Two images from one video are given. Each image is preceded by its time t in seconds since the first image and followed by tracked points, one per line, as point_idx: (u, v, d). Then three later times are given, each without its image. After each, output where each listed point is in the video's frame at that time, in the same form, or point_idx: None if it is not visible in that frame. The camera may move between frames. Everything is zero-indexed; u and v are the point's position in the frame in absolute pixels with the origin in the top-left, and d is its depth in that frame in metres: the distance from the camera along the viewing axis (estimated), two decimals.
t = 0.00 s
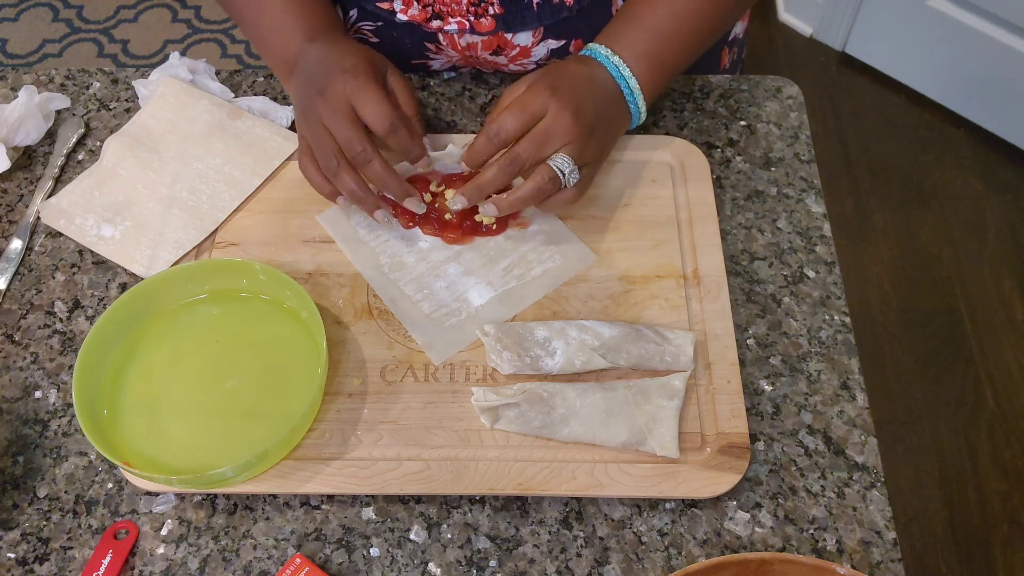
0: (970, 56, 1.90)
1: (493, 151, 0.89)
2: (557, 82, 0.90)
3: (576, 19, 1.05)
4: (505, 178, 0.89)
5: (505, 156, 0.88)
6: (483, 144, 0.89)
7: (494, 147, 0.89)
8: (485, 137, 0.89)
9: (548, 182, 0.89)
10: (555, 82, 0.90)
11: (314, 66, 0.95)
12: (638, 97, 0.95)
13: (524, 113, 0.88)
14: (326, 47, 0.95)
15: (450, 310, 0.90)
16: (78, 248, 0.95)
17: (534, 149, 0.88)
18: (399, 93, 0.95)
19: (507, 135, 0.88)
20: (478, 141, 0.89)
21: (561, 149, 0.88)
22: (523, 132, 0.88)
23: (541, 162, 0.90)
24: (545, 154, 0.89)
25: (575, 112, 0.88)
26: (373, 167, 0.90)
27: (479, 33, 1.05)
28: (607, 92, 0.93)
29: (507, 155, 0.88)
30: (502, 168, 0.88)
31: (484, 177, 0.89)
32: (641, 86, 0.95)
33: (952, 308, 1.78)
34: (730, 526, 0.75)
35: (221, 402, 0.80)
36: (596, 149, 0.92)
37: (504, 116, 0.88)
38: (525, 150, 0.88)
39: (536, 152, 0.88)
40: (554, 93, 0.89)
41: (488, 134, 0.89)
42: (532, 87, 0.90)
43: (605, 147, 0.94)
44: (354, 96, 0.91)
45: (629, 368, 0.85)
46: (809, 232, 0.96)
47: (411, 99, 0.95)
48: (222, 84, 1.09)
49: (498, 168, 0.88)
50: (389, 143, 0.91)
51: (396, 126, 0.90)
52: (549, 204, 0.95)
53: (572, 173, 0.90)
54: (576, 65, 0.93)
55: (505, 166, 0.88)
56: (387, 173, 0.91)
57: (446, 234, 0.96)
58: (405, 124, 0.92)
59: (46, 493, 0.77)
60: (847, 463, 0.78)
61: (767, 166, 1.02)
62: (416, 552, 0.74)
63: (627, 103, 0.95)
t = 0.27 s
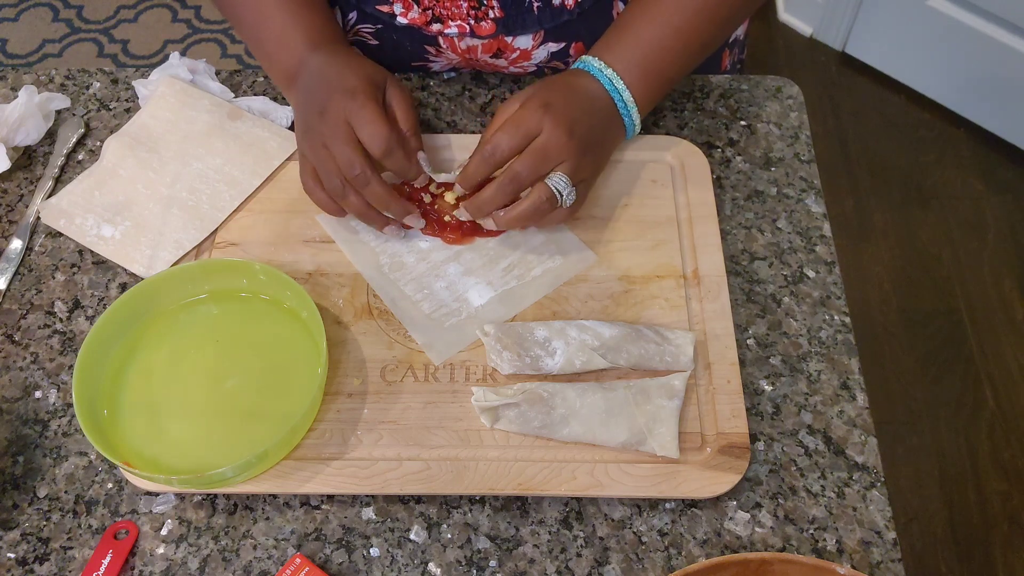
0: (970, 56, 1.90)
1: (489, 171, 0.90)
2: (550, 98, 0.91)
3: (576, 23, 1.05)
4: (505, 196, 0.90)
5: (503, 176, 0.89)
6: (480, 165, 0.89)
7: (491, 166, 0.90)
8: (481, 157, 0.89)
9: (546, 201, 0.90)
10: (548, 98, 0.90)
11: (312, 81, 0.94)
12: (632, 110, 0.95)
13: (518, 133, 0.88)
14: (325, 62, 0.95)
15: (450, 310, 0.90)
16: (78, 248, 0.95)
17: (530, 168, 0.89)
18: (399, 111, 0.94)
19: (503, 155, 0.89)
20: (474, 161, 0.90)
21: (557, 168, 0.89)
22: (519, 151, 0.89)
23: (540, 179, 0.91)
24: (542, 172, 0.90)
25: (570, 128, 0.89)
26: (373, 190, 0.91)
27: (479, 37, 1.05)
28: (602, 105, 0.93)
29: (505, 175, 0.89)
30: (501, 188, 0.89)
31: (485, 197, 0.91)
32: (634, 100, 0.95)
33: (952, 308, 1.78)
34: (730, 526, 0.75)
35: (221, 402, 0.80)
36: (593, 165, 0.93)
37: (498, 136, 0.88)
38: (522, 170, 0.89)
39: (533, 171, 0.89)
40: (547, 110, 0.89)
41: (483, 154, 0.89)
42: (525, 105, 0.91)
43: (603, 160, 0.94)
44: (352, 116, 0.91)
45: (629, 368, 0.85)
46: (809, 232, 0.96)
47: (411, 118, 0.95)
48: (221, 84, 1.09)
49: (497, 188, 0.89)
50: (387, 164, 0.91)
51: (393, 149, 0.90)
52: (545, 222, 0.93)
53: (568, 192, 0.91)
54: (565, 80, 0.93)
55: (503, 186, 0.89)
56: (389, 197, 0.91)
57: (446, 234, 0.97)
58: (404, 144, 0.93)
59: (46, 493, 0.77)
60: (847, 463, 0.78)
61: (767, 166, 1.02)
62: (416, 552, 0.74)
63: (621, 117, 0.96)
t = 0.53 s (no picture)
0: (970, 56, 1.90)
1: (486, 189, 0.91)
2: (545, 113, 0.91)
3: (577, 26, 1.06)
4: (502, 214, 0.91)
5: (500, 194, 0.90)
6: (478, 183, 0.90)
7: (487, 184, 0.90)
8: (478, 175, 0.90)
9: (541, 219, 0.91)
10: (543, 114, 0.91)
11: (316, 92, 0.94)
12: (627, 120, 0.95)
13: (515, 151, 0.89)
14: (330, 72, 0.95)
15: (450, 310, 0.90)
16: (78, 248, 0.95)
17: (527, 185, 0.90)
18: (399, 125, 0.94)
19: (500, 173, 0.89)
20: (470, 179, 0.90)
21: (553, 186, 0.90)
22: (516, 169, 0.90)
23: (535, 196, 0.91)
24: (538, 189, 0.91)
25: (566, 145, 0.90)
26: (374, 206, 0.91)
27: (481, 41, 1.05)
28: (595, 117, 0.94)
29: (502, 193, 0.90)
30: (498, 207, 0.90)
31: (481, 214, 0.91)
32: (629, 110, 0.95)
33: (952, 308, 1.78)
34: (730, 526, 0.75)
35: (221, 402, 0.80)
36: (587, 181, 0.93)
37: (495, 154, 0.89)
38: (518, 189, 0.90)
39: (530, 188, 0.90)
40: (543, 125, 0.90)
41: (480, 172, 0.89)
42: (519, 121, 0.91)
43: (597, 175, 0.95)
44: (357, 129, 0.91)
45: (629, 368, 0.85)
46: (808, 232, 0.96)
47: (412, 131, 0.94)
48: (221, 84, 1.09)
49: (494, 206, 0.90)
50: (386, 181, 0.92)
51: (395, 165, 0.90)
52: (540, 240, 0.93)
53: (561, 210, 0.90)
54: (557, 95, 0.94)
55: (500, 204, 0.90)
56: (387, 213, 0.92)
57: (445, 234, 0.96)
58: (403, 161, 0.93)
59: (46, 493, 0.77)
60: (846, 463, 0.78)
61: (767, 166, 1.02)
62: (416, 552, 0.74)
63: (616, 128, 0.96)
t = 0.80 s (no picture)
0: (970, 56, 1.90)
1: (483, 199, 0.91)
2: (539, 123, 0.91)
3: (577, 29, 1.06)
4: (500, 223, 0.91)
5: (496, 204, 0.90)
6: (474, 194, 0.90)
7: (484, 194, 0.90)
8: (473, 186, 0.90)
9: (537, 231, 0.90)
10: (537, 123, 0.91)
11: (317, 99, 0.95)
12: (623, 125, 0.95)
13: (510, 161, 0.89)
14: (331, 79, 0.95)
15: (450, 310, 0.90)
16: (78, 248, 0.95)
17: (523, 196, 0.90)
18: (400, 140, 0.94)
19: (496, 183, 0.90)
20: (465, 190, 0.91)
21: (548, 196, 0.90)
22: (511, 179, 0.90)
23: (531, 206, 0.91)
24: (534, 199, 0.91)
25: (561, 153, 0.90)
26: (376, 218, 0.92)
27: (481, 43, 1.05)
28: (590, 123, 0.94)
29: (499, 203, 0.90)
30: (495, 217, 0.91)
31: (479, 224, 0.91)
32: (625, 114, 0.96)
33: (952, 308, 1.78)
34: (730, 526, 0.75)
35: (221, 403, 0.80)
36: (584, 189, 0.93)
37: (490, 165, 0.89)
38: (514, 199, 0.90)
39: (525, 199, 0.90)
40: (537, 135, 0.90)
41: (475, 183, 0.90)
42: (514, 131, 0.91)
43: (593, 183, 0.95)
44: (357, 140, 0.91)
45: (629, 368, 0.85)
46: (808, 232, 0.96)
47: (414, 146, 0.94)
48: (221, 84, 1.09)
49: (491, 216, 0.91)
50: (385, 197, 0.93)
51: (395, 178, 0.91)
52: (538, 249, 0.92)
53: (559, 220, 0.90)
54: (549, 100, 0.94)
55: (497, 214, 0.90)
56: (385, 227, 0.93)
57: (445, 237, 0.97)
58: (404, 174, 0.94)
59: (46, 493, 0.77)
60: (847, 463, 0.78)
61: (767, 166, 1.02)
62: (416, 552, 0.74)
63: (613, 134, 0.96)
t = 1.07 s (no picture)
0: (970, 56, 1.90)
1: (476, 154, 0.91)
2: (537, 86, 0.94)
3: (577, 29, 1.06)
4: (489, 177, 0.90)
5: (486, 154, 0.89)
6: (467, 146, 0.91)
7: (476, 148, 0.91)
8: (467, 137, 0.91)
9: (530, 176, 0.88)
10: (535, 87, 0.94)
11: (321, 105, 0.94)
12: (624, 112, 0.95)
13: (504, 114, 0.91)
14: (335, 86, 0.95)
15: (450, 310, 0.90)
16: (78, 248, 0.95)
17: (514, 145, 0.89)
18: (400, 148, 0.93)
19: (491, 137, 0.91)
20: (459, 143, 0.92)
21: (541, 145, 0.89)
22: (504, 130, 0.91)
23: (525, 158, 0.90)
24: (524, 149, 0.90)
25: (555, 110, 0.91)
26: (370, 227, 0.91)
27: (480, 43, 1.05)
28: (591, 105, 0.94)
29: (488, 151, 0.89)
30: (483, 167, 0.89)
31: (468, 177, 0.90)
32: (628, 102, 0.95)
33: (952, 308, 1.78)
34: (730, 526, 0.75)
35: (221, 403, 0.80)
36: (580, 155, 0.91)
37: (486, 118, 0.91)
38: (504, 145, 0.89)
39: (516, 148, 0.89)
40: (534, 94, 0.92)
41: (469, 135, 0.91)
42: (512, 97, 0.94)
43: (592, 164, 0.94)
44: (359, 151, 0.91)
45: (629, 368, 0.85)
46: (808, 232, 0.96)
47: (417, 154, 0.93)
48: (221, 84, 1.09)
49: (480, 167, 0.89)
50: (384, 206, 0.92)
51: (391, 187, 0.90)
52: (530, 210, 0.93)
53: (552, 166, 0.88)
54: (545, 94, 0.92)
55: (487, 164, 0.89)
56: (382, 236, 0.92)
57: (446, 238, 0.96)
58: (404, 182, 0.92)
59: (46, 493, 0.77)
60: (847, 463, 0.78)
61: (767, 166, 1.02)
62: (416, 552, 0.74)
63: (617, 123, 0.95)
